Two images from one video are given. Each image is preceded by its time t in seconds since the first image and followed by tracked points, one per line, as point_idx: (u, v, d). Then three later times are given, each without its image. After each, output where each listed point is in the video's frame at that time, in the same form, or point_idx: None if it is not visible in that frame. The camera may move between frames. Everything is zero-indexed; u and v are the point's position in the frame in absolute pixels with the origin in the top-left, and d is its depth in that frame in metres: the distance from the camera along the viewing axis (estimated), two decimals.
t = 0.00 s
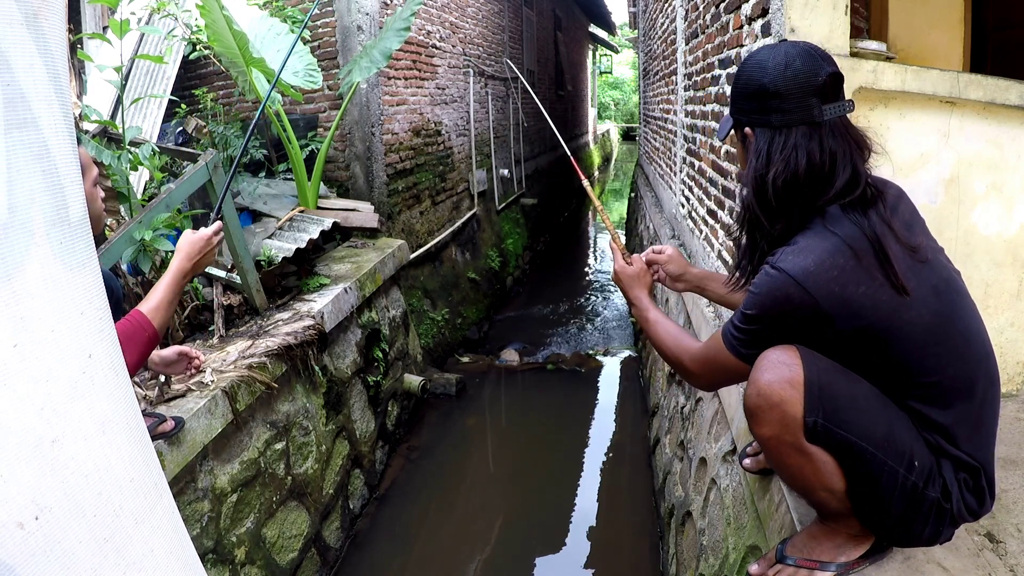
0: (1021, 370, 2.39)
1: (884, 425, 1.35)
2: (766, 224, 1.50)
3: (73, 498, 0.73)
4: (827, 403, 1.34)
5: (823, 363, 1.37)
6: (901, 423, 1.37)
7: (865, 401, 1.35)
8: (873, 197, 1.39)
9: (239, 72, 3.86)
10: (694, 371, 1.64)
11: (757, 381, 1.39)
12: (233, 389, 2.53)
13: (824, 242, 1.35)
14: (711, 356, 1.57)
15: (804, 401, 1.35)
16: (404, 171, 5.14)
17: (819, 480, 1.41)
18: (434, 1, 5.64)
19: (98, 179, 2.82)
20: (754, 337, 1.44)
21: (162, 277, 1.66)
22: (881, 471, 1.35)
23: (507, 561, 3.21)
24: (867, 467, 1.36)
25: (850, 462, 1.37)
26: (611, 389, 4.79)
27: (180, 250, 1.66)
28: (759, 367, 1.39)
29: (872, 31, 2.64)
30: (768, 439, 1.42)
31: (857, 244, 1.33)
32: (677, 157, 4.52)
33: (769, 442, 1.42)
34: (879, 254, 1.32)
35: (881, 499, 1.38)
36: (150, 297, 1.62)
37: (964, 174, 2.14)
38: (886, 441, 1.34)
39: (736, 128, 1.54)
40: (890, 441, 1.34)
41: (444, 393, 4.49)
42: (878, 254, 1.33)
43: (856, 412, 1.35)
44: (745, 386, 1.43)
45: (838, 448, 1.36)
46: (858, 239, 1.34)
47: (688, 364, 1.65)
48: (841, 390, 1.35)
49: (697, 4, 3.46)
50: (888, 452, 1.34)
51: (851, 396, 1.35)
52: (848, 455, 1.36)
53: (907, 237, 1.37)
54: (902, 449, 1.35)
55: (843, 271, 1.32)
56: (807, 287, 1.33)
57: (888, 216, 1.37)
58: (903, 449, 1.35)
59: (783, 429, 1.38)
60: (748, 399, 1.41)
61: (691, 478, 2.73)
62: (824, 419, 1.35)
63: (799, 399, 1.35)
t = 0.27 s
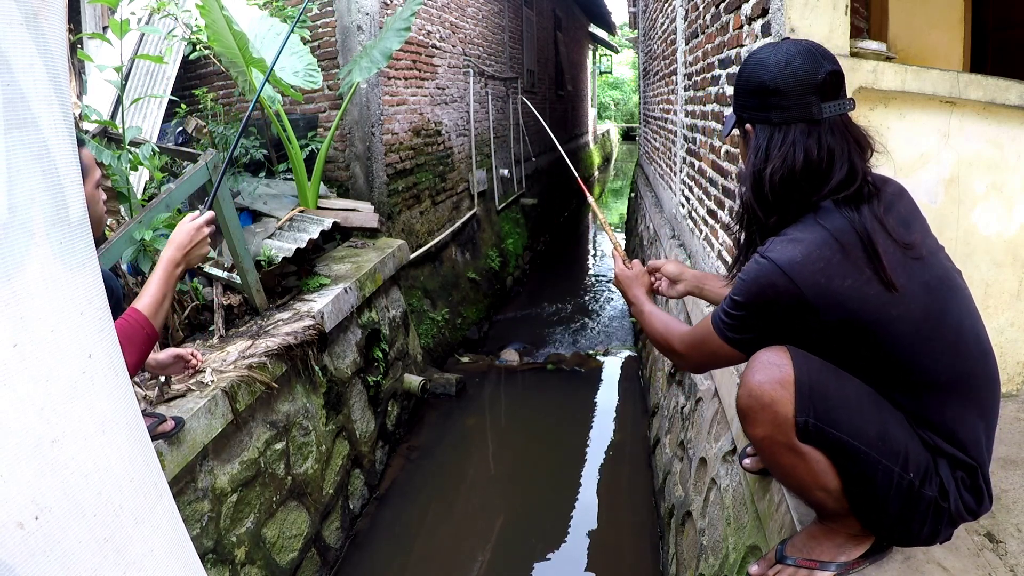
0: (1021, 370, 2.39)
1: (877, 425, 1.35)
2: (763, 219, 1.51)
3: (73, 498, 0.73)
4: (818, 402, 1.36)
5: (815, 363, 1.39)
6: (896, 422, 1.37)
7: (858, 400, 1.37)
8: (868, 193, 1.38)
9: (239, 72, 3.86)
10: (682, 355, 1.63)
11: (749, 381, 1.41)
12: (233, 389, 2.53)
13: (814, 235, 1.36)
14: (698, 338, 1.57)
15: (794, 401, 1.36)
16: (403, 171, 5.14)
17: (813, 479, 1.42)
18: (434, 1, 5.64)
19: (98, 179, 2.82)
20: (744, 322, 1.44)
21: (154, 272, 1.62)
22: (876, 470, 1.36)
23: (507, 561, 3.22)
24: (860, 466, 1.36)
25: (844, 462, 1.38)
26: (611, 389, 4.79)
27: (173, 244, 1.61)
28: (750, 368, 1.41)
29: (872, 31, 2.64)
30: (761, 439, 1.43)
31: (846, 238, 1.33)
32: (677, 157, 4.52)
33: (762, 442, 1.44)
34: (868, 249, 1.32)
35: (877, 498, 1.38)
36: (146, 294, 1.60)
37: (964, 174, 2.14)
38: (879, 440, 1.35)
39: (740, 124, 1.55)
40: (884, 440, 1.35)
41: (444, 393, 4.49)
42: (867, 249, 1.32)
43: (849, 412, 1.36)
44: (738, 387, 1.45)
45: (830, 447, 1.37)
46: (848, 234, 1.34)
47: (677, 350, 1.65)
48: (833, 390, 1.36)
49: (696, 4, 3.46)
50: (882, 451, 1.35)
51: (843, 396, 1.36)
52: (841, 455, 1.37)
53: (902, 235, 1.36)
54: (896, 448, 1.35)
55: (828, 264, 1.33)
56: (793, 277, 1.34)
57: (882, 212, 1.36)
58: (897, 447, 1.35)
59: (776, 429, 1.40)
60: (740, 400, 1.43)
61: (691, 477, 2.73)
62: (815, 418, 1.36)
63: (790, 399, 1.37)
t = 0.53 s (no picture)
0: (1021, 369, 2.40)
1: (844, 421, 1.38)
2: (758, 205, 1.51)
3: (73, 498, 0.73)
4: (777, 402, 1.42)
5: (774, 364, 1.46)
6: (868, 419, 1.38)
7: (822, 398, 1.41)
8: (859, 180, 1.35)
9: (239, 72, 3.86)
10: (661, 307, 1.64)
11: (713, 386, 1.50)
12: (233, 389, 2.53)
13: (795, 214, 1.36)
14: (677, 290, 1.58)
15: (754, 401, 1.44)
16: (403, 171, 5.14)
17: (787, 476, 1.47)
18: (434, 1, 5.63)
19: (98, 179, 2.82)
20: (723, 292, 1.44)
21: (154, 269, 1.63)
22: (847, 466, 1.38)
23: (507, 562, 3.21)
24: (830, 462, 1.40)
25: (812, 459, 1.42)
26: (611, 389, 4.80)
27: (173, 242, 1.61)
28: (714, 372, 1.50)
29: (873, 31, 2.64)
30: (732, 440, 1.51)
31: (821, 222, 1.33)
32: (677, 157, 4.52)
33: (733, 444, 1.51)
34: (844, 234, 1.31)
35: (854, 494, 1.40)
36: (146, 292, 1.60)
37: (964, 174, 2.14)
38: (846, 436, 1.38)
39: (742, 112, 1.54)
40: (852, 436, 1.37)
41: (444, 393, 4.48)
42: (840, 235, 1.31)
43: (811, 410, 1.41)
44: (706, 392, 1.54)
45: (796, 444, 1.43)
46: (822, 217, 1.33)
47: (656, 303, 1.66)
48: (794, 390, 1.42)
49: (696, 4, 3.46)
50: (851, 448, 1.38)
51: (804, 395, 1.42)
52: (808, 451, 1.42)
53: (886, 225, 1.32)
54: (866, 444, 1.37)
55: (802, 244, 1.33)
56: (765, 252, 1.35)
57: (868, 202, 1.33)
58: (867, 443, 1.37)
59: (741, 429, 1.47)
60: (706, 403, 1.52)
61: (691, 477, 2.73)
62: (775, 417, 1.43)
63: (749, 399, 1.44)
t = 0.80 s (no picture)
0: (1021, 369, 2.40)
1: (791, 418, 1.41)
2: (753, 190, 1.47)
3: (74, 498, 0.73)
4: (723, 403, 1.49)
5: (723, 368, 1.52)
6: (819, 415, 1.39)
7: (768, 398, 1.45)
8: (850, 167, 1.29)
9: (239, 72, 3.85)
10: (633, 236, 1.54)
11: (670, 391, 1.60)
12: (233, 389, 2.53)
13: (781, 185, 1.30)
14: (655, 228, 1.48)
15: (700, 403, 1.52)
16: (403, 171, 5.14)
17: (748, 474, 1.51)
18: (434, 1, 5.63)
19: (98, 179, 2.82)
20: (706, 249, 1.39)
21: (153, 269, 1.61)
22: (798, 461, 1.41)
23: (507, 561, 3.22)
24: (783, 459, 1.43)
25: (766, 457, 1.46)
26: (611, 389, 4.80)
27: (174, 242, 1.60)
28: (671, 378, 1.59)
29: (873, 31, 2.64)
30: (693, 441, 1.59)
31: (804, 196, 1.27)
32: (677, 157, 4.52)
33: (695, 445, 1.58)
34: (822, 213, 1.25)
35: (814, 489, 1.40)
36: (146, 292, 1.59)
37: (964, 174, 2.15)
38: (792, 433, 1.41)
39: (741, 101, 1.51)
40: (798, 432, 1.40)
41: (444, 393, 4.48)
42: (819, 212, 1.26)
43: (756, 409, 1.46)
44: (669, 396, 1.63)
45: (746, 443, 1.48)
46: (805, 192, 1.28)
47: (630, 229, 1.55)
48: (739, 391, 1.48)
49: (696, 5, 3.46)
50: (800, 444, 1.40)
51: (749, 396, 1.47)
52: (759, 449, 1.46)
53: (869, 212, 1.25)
54: (814, 440, 1.38)
55: (782, 214, 1.28)
56: (745, 216, 1.31)
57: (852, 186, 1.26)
58: (815, 438, 1.38)
59: (695, 430, 1.55)
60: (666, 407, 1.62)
61: (691, 477, 2.73)
62: (721, 417, 1.49)
63: (696, 401, 1.52)
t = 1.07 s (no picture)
0: (1021, 369, 2.40)
1: (777, 415, 1.42)
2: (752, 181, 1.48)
3: (74, 497, 0.73)
4: (707, 403, 1.50)
5: (707, 369, 1.53)
6: (802, 413, 1.40)
7: (752, 399, 1.46)
8: (847, 159, 1.29)
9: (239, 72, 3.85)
10: (630, 202, 1.53)
11: (658, 394, 1.60)
12: (233, 389, 2.53)
13: (783, 168, 1.31)
14: (655, 197, 1.47)
15: (686, 404, 1.52)
16: (403, 171, 5.14)
17: (738, 473, 1.52)
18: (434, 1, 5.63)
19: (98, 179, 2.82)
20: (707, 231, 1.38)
21: (152, 268, 1.61)
22: (786, 459, 1.41)
23: (507, 561, 3.21)
24: (770, 457, 1.43)
25: (753, 455, 1.46)
26: (610, 389, 4.80)
27: (173, 240, 1.60)
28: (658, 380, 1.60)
29: (873, 31, 2.64)
30: (682, 443, 1.59)
31: (804, 180, 1.27)
32: (677, 157, 4.52)
33: (684, 446, 1.59)
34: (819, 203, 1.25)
35: (804, 487, 1.40)
36: (145, 291, 1.59)
37: (963, 174, 2.15)
38: (777, 431, 1.41)
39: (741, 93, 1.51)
40: (785, 430, 1.40)
41: (444, 393, 4.48)
42: (817, 198, 1.26)
43: (741, 410, 1.46)
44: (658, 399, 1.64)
45: (733, 442, 1.48)
46: (806, 177, 1.28)
47: (628, 195, 1.53)
48: (723, 391, 1.49)
49: (697, 4, 3.46)
50: (787, 442, 1.40)
51: (733, 397, 1.47)
52: (746, 448, 1.47)
53: (865, 204, 1.25)
54: (801, 437, 1.38)
55: (781, 201, 1.28)
56: (745, 195, 1.31)
57: (850, 179, 1.26)
58: (800, 435, 1.39)
59: (682, 431, 1.55)
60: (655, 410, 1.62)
61: (691, 477, 2.73)
62: (706, 417, 1.50)
63: (681, 403, 1.53)
